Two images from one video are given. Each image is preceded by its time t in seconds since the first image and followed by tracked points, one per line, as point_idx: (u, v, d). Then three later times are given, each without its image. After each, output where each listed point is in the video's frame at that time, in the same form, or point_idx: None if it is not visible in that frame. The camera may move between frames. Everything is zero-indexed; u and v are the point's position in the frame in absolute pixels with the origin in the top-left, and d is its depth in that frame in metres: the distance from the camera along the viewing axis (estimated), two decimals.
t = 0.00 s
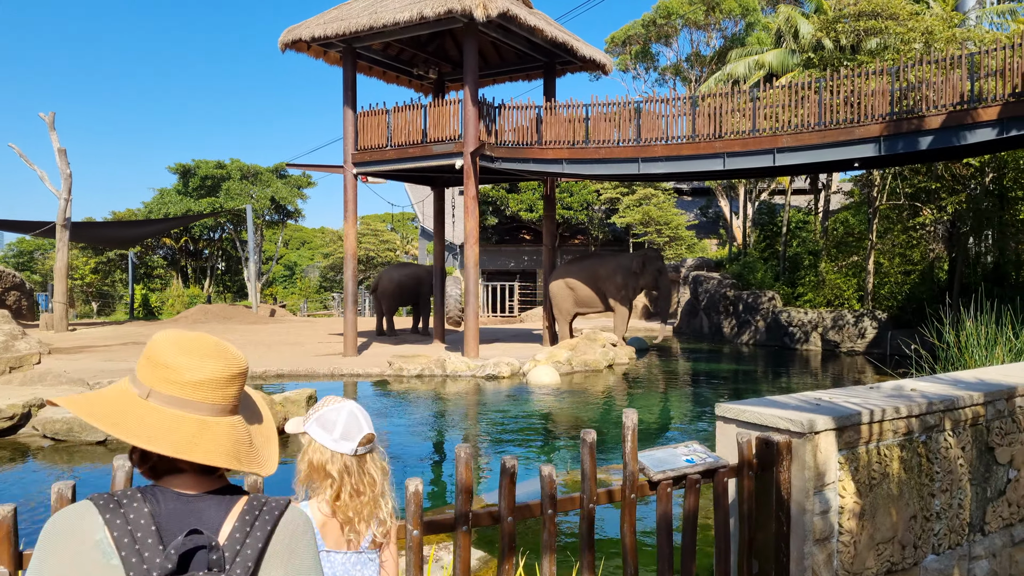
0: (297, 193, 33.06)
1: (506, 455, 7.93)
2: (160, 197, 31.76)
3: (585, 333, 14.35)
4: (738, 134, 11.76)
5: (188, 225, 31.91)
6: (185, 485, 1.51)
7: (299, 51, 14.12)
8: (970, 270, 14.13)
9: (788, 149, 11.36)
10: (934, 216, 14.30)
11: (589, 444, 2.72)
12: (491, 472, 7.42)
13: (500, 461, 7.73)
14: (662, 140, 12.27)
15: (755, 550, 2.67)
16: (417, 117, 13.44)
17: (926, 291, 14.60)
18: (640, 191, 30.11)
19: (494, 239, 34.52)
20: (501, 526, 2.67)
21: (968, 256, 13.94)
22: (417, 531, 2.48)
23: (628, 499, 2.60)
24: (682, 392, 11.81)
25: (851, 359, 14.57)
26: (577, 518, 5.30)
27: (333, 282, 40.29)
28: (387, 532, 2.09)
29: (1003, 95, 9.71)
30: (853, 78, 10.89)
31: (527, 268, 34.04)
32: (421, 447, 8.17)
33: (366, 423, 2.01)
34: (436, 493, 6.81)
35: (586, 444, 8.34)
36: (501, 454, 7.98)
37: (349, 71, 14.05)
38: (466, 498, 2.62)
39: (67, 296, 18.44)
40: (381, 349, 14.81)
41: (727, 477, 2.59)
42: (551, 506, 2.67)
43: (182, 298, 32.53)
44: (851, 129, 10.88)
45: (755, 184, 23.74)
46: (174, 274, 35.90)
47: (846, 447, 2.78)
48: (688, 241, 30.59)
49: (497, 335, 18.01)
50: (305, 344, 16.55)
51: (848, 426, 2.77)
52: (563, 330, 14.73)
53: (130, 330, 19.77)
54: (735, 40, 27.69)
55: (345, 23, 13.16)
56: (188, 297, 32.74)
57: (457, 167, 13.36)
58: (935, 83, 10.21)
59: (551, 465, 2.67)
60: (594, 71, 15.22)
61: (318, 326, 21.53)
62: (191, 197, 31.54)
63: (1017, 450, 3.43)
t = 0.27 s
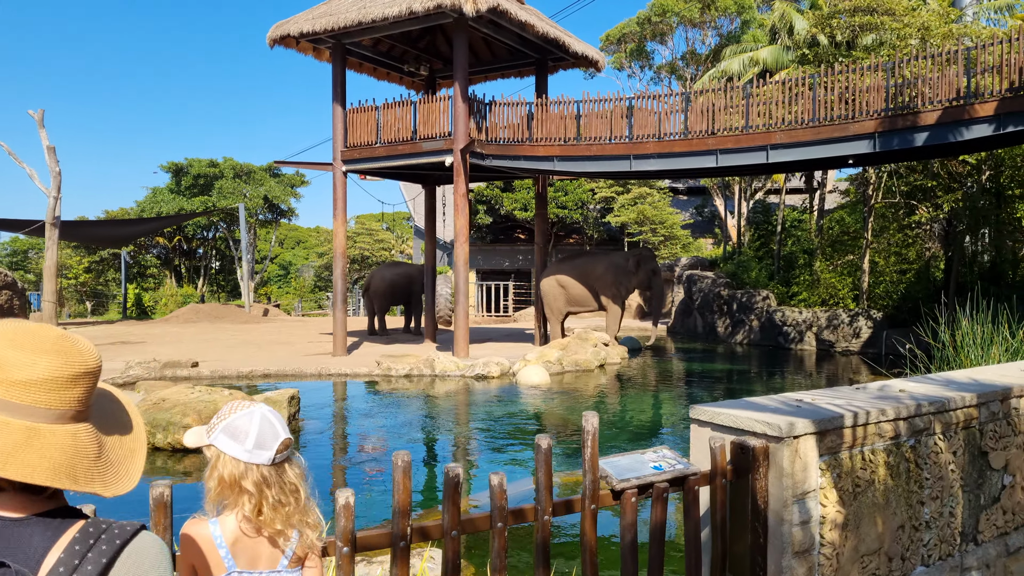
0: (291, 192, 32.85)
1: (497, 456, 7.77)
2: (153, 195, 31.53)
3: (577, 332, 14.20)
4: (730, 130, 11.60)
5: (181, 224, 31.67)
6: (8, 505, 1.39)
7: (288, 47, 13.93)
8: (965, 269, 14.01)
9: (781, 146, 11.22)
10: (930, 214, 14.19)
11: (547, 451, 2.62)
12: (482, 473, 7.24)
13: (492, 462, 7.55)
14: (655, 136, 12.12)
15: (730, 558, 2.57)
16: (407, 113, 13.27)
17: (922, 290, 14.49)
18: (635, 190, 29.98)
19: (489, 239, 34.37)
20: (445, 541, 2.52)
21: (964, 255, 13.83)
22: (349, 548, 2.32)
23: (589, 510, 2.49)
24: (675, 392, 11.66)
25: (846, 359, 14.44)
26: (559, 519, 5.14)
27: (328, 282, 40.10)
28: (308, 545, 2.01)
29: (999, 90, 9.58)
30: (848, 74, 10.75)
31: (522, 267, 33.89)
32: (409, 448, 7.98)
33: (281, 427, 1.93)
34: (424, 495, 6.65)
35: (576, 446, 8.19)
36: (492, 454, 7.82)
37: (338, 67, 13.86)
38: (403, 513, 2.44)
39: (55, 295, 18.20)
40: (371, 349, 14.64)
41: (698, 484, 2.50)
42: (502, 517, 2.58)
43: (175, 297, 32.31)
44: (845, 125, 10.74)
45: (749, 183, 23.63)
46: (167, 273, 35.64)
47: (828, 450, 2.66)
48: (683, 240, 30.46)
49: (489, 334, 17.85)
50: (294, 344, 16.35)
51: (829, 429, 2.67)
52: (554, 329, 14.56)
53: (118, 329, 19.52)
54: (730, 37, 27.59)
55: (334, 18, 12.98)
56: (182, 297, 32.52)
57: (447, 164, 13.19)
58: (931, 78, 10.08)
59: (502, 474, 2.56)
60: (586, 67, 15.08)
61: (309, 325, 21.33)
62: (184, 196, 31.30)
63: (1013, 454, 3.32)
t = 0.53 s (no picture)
0: (284, 193, 32.67)
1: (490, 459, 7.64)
2: (146, 196, 31.32)
3: (569, 334, 14.05)
4: (722, 129, 11.47)
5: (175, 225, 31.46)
6: None
7: (276, 47, 13.77)
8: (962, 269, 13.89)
9: (774, 145, 11.08)
10: (925, 214, 14.08)
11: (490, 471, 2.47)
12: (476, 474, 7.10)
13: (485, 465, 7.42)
14: (646, 136, 11.98)
15: None
16: (397, 113, 13.11)
17: (918, 290, 14.38)
18: (631, 190, 29.86)
19: (484, 239, 34.24)
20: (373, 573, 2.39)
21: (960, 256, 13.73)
22: None
23: (540, 537, 2.41)
24: (667, 394, 11.52)
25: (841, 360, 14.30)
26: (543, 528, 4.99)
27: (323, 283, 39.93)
28: None
29: (995, 88, 9.45)
30: (841, 72, 10.62)
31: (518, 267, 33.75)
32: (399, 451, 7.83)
33: (171, 454, 1.75)
34: (418, 486, 6.49)
35: (565, 450, 8.05)
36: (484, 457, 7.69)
37: (327, 67, 13.70)
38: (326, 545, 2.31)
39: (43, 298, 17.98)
40: (362, 351, 14.48)
41: (658, 507, 2.40)
42: (439, 545, 2.42)
43: (169, 299, 32.10)
44: (839, 124, 10.62)
45: (745, 183, 23.53)
46: (161, 275, 35.42)
47: (806, 470, 2.60)
48: (679, 240, 30.34)
49: (482, 336, 17.68)
50: (285, 346, 16.18)
51: (806, 446, 2.59)
52: (546, 331, 14.41)
53: (108, 331, 19.33)
54: (725, 37, 27.49)
55: (322, 17, 12.82)
56: (176, 298, 32.29)
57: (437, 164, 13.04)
58: (926, 76, 9.94)
59: (439, 499, 2.40)
60: (579, 66, 14.96)
61: (302, 327, 21.15)
62: (177, 196, 31.11)
63: (1002, 468, 3.27)
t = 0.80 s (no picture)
0: (280, 192, 32.54)
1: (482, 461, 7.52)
2: (141, 196, 31.19)
3: (562, 334, 13.95)
4: (715, 128, 11.35)
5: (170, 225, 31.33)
6: None
7: (266, 44, 13.65)
8: (957, 269, 13.79)
9: (767, 143, 10.96)
10: (921, 213, 13.97)
11: (415, 483, 2.31)
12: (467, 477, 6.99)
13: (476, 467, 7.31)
14: (638, 134, 11.87)
15: None
16: (388, 111, 12.99)
17: (913, 291, 14.28)
18: (628, 190, 29.74)
19: (481, 239, 34.15)
20: None
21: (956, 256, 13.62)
22: None
23: (471, 553, 2.35)
24: (660, 395, 11.41)
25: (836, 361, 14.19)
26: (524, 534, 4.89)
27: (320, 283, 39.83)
28: None
29: (989, 86, 9.33)
30: (833, 69, 10.50)
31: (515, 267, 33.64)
32: (387, 452, 7.71)
33: (27, 469, 1.81)
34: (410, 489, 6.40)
35: (552, 452, 7.94)
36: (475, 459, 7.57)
37: (318, 64, 13.57)
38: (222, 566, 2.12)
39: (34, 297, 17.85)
40: (353, 351, 14.34)
41: (604, 519, 2.35)
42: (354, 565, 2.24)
43: (165, 298, 31.95)
44: (832, 122, 10.50)
45: (741, 182, 23.45)
46: (156, 275, 35.28)
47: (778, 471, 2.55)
48: (676, 241, 30.21)
49: (476, 336, 17.57)
50: (276, 346, 16.05)
51: (767, 452, 2.52)
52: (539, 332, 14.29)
53: (99, 330, 19.19)
54: (722, 36, 27.40)
55: (312, 14, 12.70)
56: (171, 298, 32.15)
57: (428, 163, 12.91)
58: (920, 74, 9.83)
59: (356, 512, 2.23)
60: (572, 64, 14.86)
61: (296, 327, 21.02)
62: (172, 196, 30.96)
63: (982, 476, 3.25)
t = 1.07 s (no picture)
0: (276, 193, 32.41)
1: (474, 462, 7.42)
2: (136, 196, 31.05)
3: (555, 335, 13.84)
4: (708, 126, 11.22)
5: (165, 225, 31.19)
6: None
7: (256, 42, 13.51)
8: (954, 269, 13.66)
9: (760, 142, 10.84)
10: (917, 213, 13.84)
11: (322, 512, 2.27)
12: (459, 478, 6.89)
13: (468, 468, 7.21)
14: (630, 133, 11.75)
15: None
16: (378, 110, 12.86)
17: (910, 291, 14.16)
18: (625, 190, 29.62)
19: (478, 239, 34.03)
20: None
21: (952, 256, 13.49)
22: None
23: None
24: (652, 397, 11.30)
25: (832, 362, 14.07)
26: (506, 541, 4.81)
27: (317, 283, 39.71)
28: None
29: (984, 83, 9.21)
30: (827, 67, 10.38)
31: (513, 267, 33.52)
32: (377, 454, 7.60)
33: None
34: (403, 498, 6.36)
35: (539, 456, 7.82)
36: (467, 461, 7.47)
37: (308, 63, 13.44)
38: None
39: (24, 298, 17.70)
40: (344, 353, 14.21)
41: (542, 546, 2.31)
42: None
43: (161, 299, 31.80)
44: (825, 121, 10.38)
45: (738, 182, 23.33)
46: (152, 275, 35.13)
47: (749, 481, 2.49)
48: (673, 241, 30.06)
49: (469, 337, 17.46)
50: (268, 347, 15.92)
51: (725, 470, 2.44)
52: (533, 333, 14.14)
53: (91, 331, 19.03)
54: (719, 35, 27.29)
55: (301, 12, 12.58)
56: (167, 298, 32.00)
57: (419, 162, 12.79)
58: (914, 72, 9.71)
59: (254, 545, 2.18)
60: (565, 63, 14.74)
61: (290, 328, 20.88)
62: (167, 196, 30.83)
63: (964, 491, 3.23)
